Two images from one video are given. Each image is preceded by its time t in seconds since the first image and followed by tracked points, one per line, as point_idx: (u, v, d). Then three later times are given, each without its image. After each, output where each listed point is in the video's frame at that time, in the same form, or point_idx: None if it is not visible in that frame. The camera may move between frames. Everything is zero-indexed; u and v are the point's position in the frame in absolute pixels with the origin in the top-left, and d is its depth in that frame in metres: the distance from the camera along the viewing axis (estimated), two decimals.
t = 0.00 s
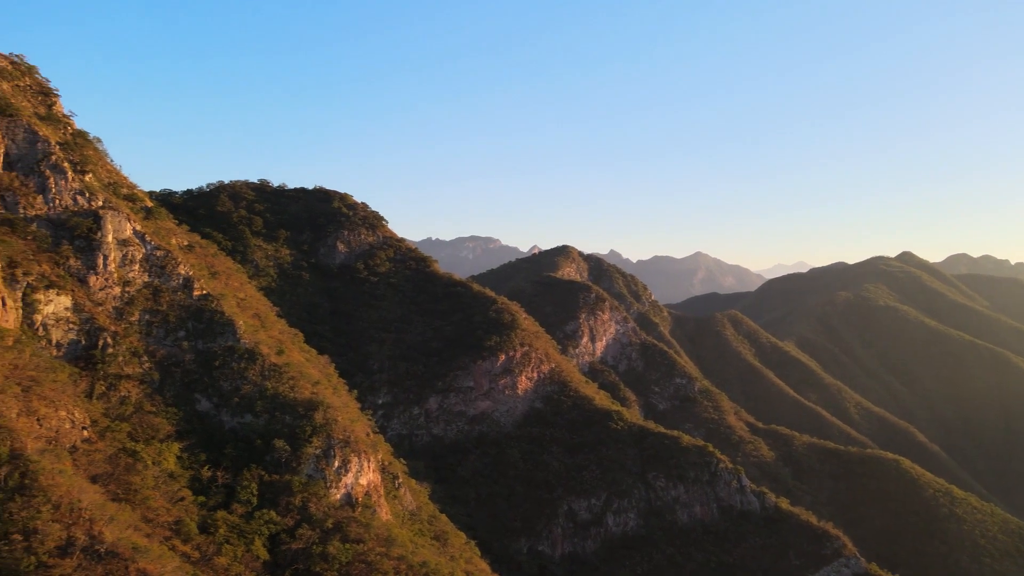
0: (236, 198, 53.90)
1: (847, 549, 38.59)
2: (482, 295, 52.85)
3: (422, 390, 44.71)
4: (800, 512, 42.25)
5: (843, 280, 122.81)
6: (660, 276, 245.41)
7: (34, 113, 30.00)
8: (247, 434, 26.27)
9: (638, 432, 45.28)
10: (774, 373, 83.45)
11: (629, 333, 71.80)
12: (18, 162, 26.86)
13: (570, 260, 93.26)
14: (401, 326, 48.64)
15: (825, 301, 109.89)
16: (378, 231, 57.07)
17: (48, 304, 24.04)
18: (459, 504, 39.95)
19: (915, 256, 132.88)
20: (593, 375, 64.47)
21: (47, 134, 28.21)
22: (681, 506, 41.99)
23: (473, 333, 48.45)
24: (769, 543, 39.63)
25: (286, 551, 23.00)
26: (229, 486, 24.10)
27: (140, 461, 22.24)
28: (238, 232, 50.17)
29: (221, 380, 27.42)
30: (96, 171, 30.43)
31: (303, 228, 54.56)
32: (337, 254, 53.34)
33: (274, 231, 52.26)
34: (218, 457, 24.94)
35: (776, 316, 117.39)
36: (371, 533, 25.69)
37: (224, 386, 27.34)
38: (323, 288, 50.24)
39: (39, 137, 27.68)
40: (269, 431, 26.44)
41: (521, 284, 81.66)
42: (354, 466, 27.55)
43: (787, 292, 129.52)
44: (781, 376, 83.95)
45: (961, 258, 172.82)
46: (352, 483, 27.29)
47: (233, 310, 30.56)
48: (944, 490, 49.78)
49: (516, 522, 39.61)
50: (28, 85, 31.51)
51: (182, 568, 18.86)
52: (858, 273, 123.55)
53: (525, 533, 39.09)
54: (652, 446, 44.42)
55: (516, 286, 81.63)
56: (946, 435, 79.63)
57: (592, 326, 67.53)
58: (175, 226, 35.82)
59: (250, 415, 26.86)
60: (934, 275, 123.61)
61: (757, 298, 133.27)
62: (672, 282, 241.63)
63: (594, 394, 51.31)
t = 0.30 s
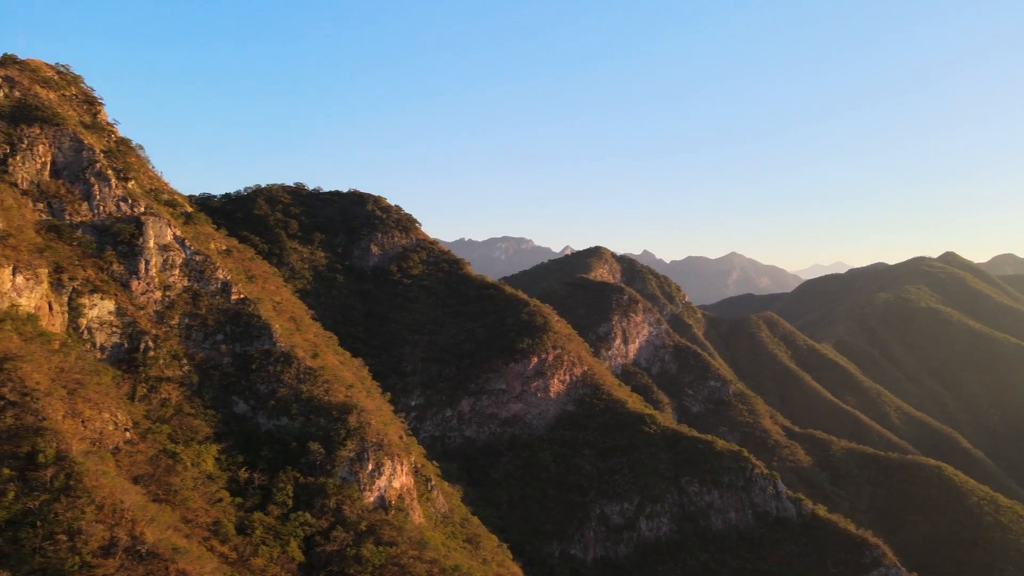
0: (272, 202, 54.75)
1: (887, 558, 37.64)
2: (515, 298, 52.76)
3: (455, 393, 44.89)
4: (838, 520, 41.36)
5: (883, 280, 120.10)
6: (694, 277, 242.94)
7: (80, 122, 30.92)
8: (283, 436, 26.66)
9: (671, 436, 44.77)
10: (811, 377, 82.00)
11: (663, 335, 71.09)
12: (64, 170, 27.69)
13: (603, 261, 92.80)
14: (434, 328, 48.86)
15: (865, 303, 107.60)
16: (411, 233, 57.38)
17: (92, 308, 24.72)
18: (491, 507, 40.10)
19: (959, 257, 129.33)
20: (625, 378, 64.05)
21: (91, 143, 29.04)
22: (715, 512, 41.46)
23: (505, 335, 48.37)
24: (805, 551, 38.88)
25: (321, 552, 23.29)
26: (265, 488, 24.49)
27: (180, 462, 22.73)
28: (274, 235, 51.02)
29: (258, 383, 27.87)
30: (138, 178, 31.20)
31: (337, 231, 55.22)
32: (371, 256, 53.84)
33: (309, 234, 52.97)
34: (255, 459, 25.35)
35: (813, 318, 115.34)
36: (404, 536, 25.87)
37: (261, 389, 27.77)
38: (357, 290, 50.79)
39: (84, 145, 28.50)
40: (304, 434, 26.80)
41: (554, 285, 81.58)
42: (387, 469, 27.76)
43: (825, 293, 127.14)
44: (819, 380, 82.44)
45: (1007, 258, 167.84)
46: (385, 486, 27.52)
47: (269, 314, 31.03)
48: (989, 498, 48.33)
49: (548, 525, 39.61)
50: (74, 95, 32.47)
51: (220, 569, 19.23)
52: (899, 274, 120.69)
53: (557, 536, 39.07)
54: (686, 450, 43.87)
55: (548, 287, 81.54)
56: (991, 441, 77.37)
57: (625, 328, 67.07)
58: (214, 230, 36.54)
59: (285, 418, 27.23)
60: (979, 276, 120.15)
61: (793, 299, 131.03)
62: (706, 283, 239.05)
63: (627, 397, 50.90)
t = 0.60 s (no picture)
0: (307, 205, 55.50)
1: (929, 568, 36.71)
2: (547, 300, 52.58)
3: (487, 395, 44.95)
4: (878, 528, 40.45)
5: (925, 281, 117.23)
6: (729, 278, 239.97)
7: (123, 130, 31.75)
8: (318, 439, 26.97)
9: (706, 440, 44.15)
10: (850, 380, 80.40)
11: (697, 337, 70.29)
12: (108, 177, 28.45)
13: (636, 262, 92.14)
14: (466, 331, 48.99)
15: (905, 304, 105.13)
16: (444, 236, 57.54)
17: (134, 312, 25.33)
18: (523, 509, 40.13)
19: (1005, 257, 125.64)
20: (658, 380, 63.53)
21: (134, 150, 29.76)
22: (750, 518, 40.85)
23: (537, 338, 48.24)
24: (844, 559, 38.09)
25: (355, 555, 23.51)
26: (301, 490, 24.82)
27: (218, 464, 23.15)
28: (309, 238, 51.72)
29: (293, 386, 28.21)
30: (178, 184, 31.89)
31: (371, 234, 55.73)
32: (404, 259, 54.18)
33: (344, 237, 53.59)
34: (290, 461, 25.73)
35: (852, 320, 113.06)
36: (437, 540, 26.00)
37: (297, 392, 28.11)
38: (391, 292, 51.20)
39: (127, 153, 29.25)
40: (338, 437, 27.07)
41: (586, 287, 81.22)
42: (420, 472, 27.92)
43: (864, 294, 124.55)
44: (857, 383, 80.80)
45: None
46: (418, 489, 27.68)
47: (304, 317, 31.41)
48: None
49: (580, 529, 39.50)
50: (117, 104, 33.36)
51: (257, 570, 19.57)
52: (942, 275, 117.69)
53: (590, 540, 38.92)
54: (721, 455, 43.31)
55: (581, 289, 81.22)
56: None
57: (658, 330, 66.50)
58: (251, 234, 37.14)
59: (320, 421, 27.53)
60: None
61: (831, 300, 128.63)
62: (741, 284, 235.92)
63: (660, 400, 50.43)
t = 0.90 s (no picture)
0: (341, 208, 56.10)
1: None
2: (580, 303, 52.30)
3: (519, 398, 44.93)
4: (919, 536, 39.46)
5: (969, 282, 114.19)
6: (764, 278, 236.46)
7: (164, 137, 32.48)
8: (352, 442, 27.24)
9: (740, 445, 43.54)
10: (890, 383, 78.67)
11: (732, 340, 69.37)
12: (149, 184, 29.13)
13: (669, 263, 91.29)
14: (498, 333, 49.03)
15: (948, 306, 102.49)
16: (476, 238, 57.60)
17: (174, 316, 25.88)
18: (555, 513, 40.09)
19: None
20: (692, 383, 62.83)
21: (174, 157, 30.41)
22: (786, 525, 40.18)
23: (569, 340, 48.03)
24: (883, 568, 37.23)
25: (387, 558, 23.70)
26: (335, 493, 25.11)
27: (254, 466, 23.55)
28: (343, 241, 52.32)
29: (328, 390, 28.52)
30: (216, 190, 32.51)
31: (404, 236, 56.10)
32: (437, 261, 54.41)
33: (377, 240, 54.07)
34: (325, 464, 26.06)
35: (892, 321, 110.61)
36: (469, 543, 26.08)
37: (331, 396, 28.41)
38: (424, 295, 51.50)
39: (168, 160, 29.90)
40: (372, 440, 27.32)
41: (619, 288, 80.74)
42: (452, 476, 28.04)
43: (905, 295, 121.77)
44: (898, 386, 79.00)
45: None
46: (450, 493, 27.83)
47: (338, 321, 31.71)
48: None
49: (613, 533, 39.32)
50: (158, 112, 34.13)
51: (292, 573, 19.84)
52: (986, 275, 114.50)
53: (623, 545, 38.71)
54: (756, 460, 42.67)
55: (614, 290, 80.75)
56: None
57: (692, 332, 65.82)
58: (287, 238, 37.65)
59: (354, 424, 27.80)
60: None
61: (870, 301, 126.04)
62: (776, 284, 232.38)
63: (693, 403, 49.92)
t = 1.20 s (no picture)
0: (375, 211, 56.63)
1: None
2: (612, 305, 51.88)
3: (551, 401, 44.82)
4: (963, 545, 38.41)
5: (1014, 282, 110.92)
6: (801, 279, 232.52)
7: (202, 145, 33.15)
8: (385, 445, 27.43)
9: (776, 450, 42.78)
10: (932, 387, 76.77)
11: (767, 342, 68.29)
12: (189, 191, 29.75)
13: (703, 265, 90.28)
14: (531, 336, 48.98)
15: (992, 307, 99.65)
16: (509, 241, 57.58)
17: (213, 321, 26.40)
18: (587, 517, 39.98)
19: None
20: (727, 386, 61.97)
21: (212, 164, 31.00)
22: (823, 532, 39.45)
23: (601, 343, 47.73)
24: None
25: (421, 561, 23.85)
26: (368, 496, 25.34)
27: (290, 469, 23.90)
28: (377, 244, 52.82)
29: (361, 393, 28.80)
30: (253, 196, 33.07)
31: (437, 239, 56.37)
32: (469, 264, 54.53)
33: (410, 242, 54.47)
34: (359, 467, 26.32)
35: (933, 323, 107.92)
36: (501, 548, 26.11)
37: (365, 400, 28.68)
38: (456, 297, 51.69)
39: (206, 167, 30.51)
40: (404, 444, 27.50)
41: (651, 290, 80.12)
42: (484, 480, 28.08)
43: (947, 296, 118.72)
44: (940, 390, 77.04)
45: None
46: (483, 497, 27.88)
47: (372, 325, 31.97)
48: None
49: (646, 538, 39.02)
50: (197, 120, 34.86)
51: None
52: None
53: (656, 550, 38.40)
54: (792, 466, 41.94)
55: (647, 292, 80.13)
56: None
57: (726, 334, 64.99)
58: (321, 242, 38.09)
59: (387, 428, 28.01)
60: None
61: (912, 303, 123.00)
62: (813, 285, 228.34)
63: (728, 407, 49.29)
